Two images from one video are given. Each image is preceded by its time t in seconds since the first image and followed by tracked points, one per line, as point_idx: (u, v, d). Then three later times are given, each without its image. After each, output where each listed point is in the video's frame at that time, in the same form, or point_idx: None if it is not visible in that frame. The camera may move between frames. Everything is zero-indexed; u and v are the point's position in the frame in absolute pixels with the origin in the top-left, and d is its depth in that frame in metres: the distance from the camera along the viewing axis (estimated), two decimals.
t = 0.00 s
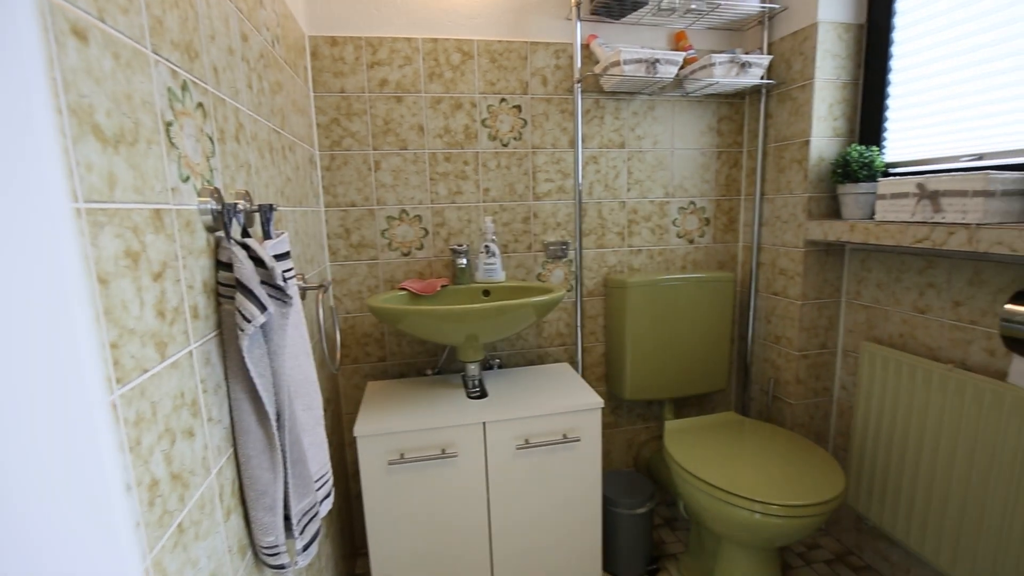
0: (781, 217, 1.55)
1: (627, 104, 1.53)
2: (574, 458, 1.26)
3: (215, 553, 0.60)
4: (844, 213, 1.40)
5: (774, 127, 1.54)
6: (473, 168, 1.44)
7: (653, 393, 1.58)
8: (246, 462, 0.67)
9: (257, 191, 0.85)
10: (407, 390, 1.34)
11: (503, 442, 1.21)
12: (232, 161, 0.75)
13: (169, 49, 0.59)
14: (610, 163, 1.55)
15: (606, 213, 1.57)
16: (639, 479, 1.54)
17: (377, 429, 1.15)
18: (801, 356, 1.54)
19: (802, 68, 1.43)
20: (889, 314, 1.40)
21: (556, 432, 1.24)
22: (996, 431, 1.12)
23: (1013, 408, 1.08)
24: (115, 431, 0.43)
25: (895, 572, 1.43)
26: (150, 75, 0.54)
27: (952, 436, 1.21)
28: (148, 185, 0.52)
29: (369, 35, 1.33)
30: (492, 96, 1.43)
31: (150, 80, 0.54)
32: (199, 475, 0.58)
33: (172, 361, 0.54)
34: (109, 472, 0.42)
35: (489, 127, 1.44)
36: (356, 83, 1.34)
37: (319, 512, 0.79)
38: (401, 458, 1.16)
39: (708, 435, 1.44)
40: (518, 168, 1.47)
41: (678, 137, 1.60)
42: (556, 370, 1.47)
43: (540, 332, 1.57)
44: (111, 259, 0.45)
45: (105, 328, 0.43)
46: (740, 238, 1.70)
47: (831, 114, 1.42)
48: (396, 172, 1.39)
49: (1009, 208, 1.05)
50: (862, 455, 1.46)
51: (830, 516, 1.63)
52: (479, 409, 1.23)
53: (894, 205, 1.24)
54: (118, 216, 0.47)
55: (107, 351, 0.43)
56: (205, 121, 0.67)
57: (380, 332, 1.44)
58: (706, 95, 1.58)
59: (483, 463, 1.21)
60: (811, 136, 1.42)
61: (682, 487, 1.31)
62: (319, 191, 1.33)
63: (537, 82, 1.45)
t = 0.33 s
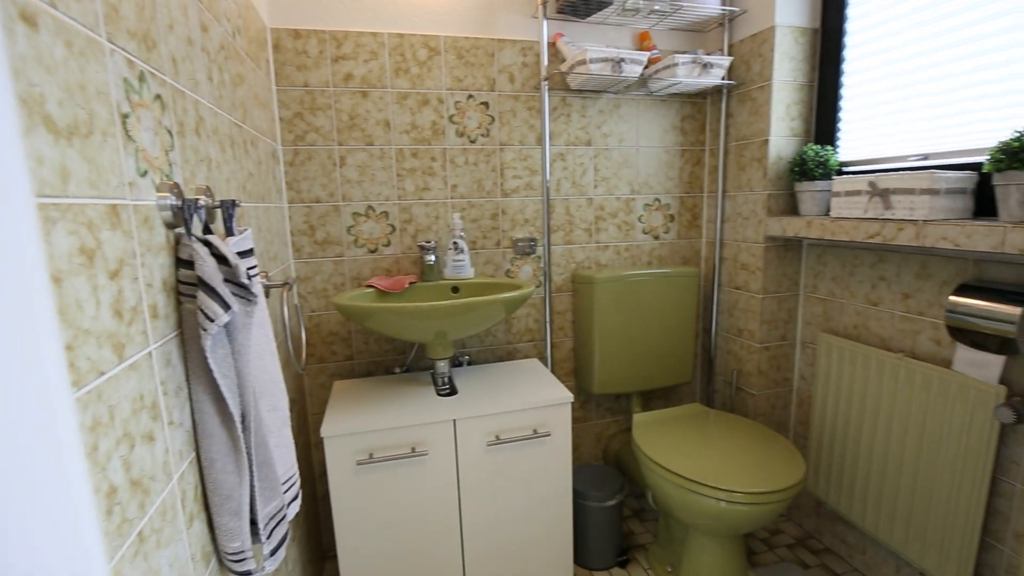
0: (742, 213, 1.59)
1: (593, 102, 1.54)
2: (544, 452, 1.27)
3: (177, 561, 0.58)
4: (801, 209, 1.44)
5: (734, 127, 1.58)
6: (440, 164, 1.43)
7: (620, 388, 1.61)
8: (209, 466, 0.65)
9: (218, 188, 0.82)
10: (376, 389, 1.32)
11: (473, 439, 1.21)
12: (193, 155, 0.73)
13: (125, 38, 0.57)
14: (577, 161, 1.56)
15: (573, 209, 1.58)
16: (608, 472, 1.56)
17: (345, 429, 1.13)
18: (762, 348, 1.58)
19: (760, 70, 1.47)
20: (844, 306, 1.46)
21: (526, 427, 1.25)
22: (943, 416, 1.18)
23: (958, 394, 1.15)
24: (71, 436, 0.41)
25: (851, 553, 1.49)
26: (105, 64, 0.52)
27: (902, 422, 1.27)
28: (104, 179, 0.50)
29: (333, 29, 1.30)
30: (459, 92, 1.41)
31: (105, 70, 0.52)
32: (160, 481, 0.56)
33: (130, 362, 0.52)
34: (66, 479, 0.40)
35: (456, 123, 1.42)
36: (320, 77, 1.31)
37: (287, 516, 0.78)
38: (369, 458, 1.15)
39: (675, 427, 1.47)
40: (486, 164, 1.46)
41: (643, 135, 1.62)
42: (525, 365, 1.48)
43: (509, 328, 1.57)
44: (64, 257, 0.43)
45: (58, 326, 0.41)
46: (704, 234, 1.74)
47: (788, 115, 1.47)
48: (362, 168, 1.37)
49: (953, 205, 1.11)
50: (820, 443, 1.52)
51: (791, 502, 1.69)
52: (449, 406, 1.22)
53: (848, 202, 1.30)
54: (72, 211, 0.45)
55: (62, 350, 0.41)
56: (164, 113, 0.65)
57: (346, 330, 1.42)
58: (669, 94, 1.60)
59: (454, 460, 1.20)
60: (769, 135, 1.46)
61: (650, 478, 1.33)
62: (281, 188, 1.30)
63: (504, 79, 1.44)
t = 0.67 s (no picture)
0: (709, 206, 1.62)
1: (563, 96, 1.55)
2: (518, 444, 1.27)
3: (141, 561, 0.56)
4: (766, 202, 1.48)
5: (702, 121, 1.61)
6: (410, 157, 1.41)
7: (593, 379, 1.63)
8: (174, 464, 0.64)
9: (181, 180, 0.79)
10: (348, 385, 1.30)
11: (446, 433, 1.21)
12: (154, 146, 0.70)
13: (80, 22, 0.54)
14: (548, 154, 1.56)
15: (545, 202, 1.58)
16: (582, 462, 1.57)
17: (316, 426, 1.12)
18: (730, 338, 1.62)
19: (726, 66, 1.50)
20: (808, 296, 1.50)
21: (499, 419, 1.25)
22: (900, 399, 1.23)
23: (914, 378, 1.20)
24: (29, 433, 0.40)
25: (817, 535, 1.54)
26: (59, 49, 0.50)
27: (862, 406, 1.32)
28: (58, 168, 0.48)
29: (299, 20, 1.27)
30: (429, 85, 1.39)
31: (59, 56, 0.50)
32: (121, 479, 0.54)
33: (88, 357, 0.50)
34: (26, 477, 0.38)
35: (427, 116, 1.41)
36: (286, 69, 1.28)
37: (257, 514, 0.76)
38: (341, 454, 1.14)
39: (646, 416, 1.50)
40: (457, 158, 1.45)
41: (613, 129, 1.63)
42: (498, 358, 1.48)
43: (482, 322, 1.57)
44: (16, 248, 0.41)
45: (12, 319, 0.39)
46: (673, 226, 1.77)
47: (753, 110, 1.50)
48: (330, 161, 1.35)
49: (908, 197, 1.15)
50: (786, 430, 1.56)
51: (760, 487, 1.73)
52: (422, 400, 1.21)
53: (810, 194, 1.33)
54: (24, 201, 0.43)
55: (17, 344, 0.40)
56: (123, 102, 0.62)
57: (316, 326, 1.40)
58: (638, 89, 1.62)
59: (427, 454, 1.20)
60: (736, 130, 1.49)
61: (622, 466, 1.35)
62: (247, 182, 1.27)
63: (474, 73, 1.43)
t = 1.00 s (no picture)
0: (684, 196, 1.63)
1: (538, 86, 1.54)
2: (497, 433, 1.28)
3: (110, 552, 0.55)
4: (739, 190, 1.50)
5: (676, 111, 1.62)
6: (385, 148, 1.40)
7: (571, 368, 1.64)
8: (144, 453, 0.63)
9: (146, 168, 0.76)
10: (324, 377, 1.29)
11: (425, 422, 1.20)
12: (116, 131, 0.68)
13: None
14: (524, 145, 1.56)
15: (521, 192, 1.58)
16: (560, 450, 1.58)
17: (292, 418, 1.10)
18: (705, 325, 1.64)
19: (699, 56, 1.52)
20: (781, 282, 1.53)
21: (478, 408, 1.25)
22: (868, 380, 1.27)
23: (881, 359, 1.23)
24: None
25: (790, 515, 1.58)
26: (13, 28, 0.48)
27: (833, 389, 1.35)
28: (13, 150, 0.47)
29: (268, 8, 1.25)
30: (403, 75, 1.38)
31: (13, 34, 0.48)
32: (87, 468, 0.53)
33: (50, 343, 0.49)
34: None
35: (401, 106, 1.40)
36: (256, 58, 1.26)
37: (230, 505, 0.75)
38: (318, 446, 1.13)
39: (624, 403, 1.52)
40: (432, 148, 1.44)
41: (589, 119, 1.63)
42: (476, 348, 1.48)
43: (460, 313, 1.57)
44: None
45: None
46: (649, 216, 1.78)
47: (726, 100, 1.51)
48: (303, 152, 1.33)
49: (875, 183, 1.17)
50: (760, 414, 1.60)
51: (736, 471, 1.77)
52: (399, 390, 1.21)
53: (780, 181, 1.35)
54: None
55: None
56: (82, 85, 0.60)
57: (290, 319, 1.38)
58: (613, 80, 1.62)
59: (405, 444, 1.20)
60: (709, 120, 1.51)
61: (601, 452, 1.37)
62: (216, 173, 1.25)
63: (449, 63, 1.42)
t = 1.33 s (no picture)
0: (666, 182, 1.64)
1: (520, 73, 1.54)
2: (481, 418, 1.29)
3: (86, 531, 0.55)
4: (720, 176, 1.51)
5: (658, 97, 1.62)
6: (365, 135, 1.39)
7: (555, 355, 1.65)
8: (120, 435, 0.63)
9: (118, 151, 0.75)
10: (307, 365, 1.29)
11: (408, 409, 1.21)
12: (85, 112, 0.67)
13: None
14: (506, 132, 1.56)
15: (504, 180, 1.58)
16: (546, 435, 1.59)
17: (274, 406, 1.10)
18: (688, 310, 1.66)
19: (680, 42, 1.52)
20: (762, 267, 1.55)
21: (462, 394, 1.26)
22: (846, 361, 1.29)
23: (859, 340, 1.25)
24: None
25: (772, 496, 1.61)
26: None
27: (812, 371, 1.38)
28: None
29: None
30: (383, 61, 1.37)
31: None
32: (61, 447, 0.53)
33: (19, 321, 0.49)
34: None
35: (381, 93, 1.39)
36: (232, 43, 1.24)
37: (210, 488, 0.75)
38: (301, 433, 1.12)
39: (608, 388, 1.53)
40: (414, 136, 1.44)
41: (571, 106, 1.63)
42: (460, 336, 1.48)
43: (443, 301, 1.57)
44: None
45: None
46: (632, 203, 1.79)
47: (707, 86, 1.52)
48: (281, 139, 1.32)
49: (852, 166, 1.19)
50: (742, 398, 1.62)
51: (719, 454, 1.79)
52: (382, 377, 1.21)
53: (760, 166, 1.37)
54: None
55: None
56: (49, 63, 0.59)
57: (272, 308, 1.38)
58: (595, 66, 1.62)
59: (389, 430, 1.20)
60: (690, 106, 1.51)
61: (585, 436, 1.38)
62: (193, 160, 1.23)
63: (429, 49, 1.41)
